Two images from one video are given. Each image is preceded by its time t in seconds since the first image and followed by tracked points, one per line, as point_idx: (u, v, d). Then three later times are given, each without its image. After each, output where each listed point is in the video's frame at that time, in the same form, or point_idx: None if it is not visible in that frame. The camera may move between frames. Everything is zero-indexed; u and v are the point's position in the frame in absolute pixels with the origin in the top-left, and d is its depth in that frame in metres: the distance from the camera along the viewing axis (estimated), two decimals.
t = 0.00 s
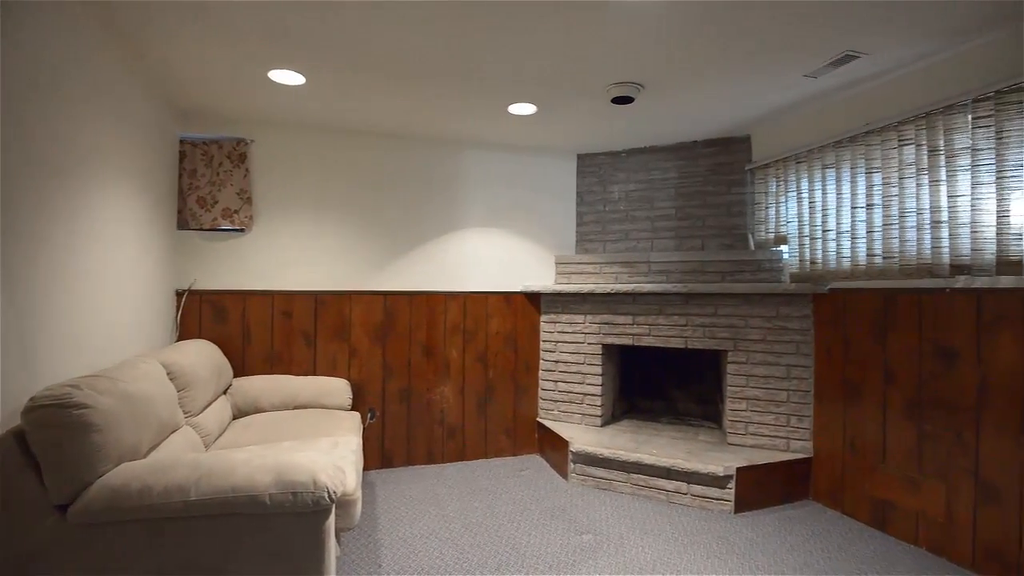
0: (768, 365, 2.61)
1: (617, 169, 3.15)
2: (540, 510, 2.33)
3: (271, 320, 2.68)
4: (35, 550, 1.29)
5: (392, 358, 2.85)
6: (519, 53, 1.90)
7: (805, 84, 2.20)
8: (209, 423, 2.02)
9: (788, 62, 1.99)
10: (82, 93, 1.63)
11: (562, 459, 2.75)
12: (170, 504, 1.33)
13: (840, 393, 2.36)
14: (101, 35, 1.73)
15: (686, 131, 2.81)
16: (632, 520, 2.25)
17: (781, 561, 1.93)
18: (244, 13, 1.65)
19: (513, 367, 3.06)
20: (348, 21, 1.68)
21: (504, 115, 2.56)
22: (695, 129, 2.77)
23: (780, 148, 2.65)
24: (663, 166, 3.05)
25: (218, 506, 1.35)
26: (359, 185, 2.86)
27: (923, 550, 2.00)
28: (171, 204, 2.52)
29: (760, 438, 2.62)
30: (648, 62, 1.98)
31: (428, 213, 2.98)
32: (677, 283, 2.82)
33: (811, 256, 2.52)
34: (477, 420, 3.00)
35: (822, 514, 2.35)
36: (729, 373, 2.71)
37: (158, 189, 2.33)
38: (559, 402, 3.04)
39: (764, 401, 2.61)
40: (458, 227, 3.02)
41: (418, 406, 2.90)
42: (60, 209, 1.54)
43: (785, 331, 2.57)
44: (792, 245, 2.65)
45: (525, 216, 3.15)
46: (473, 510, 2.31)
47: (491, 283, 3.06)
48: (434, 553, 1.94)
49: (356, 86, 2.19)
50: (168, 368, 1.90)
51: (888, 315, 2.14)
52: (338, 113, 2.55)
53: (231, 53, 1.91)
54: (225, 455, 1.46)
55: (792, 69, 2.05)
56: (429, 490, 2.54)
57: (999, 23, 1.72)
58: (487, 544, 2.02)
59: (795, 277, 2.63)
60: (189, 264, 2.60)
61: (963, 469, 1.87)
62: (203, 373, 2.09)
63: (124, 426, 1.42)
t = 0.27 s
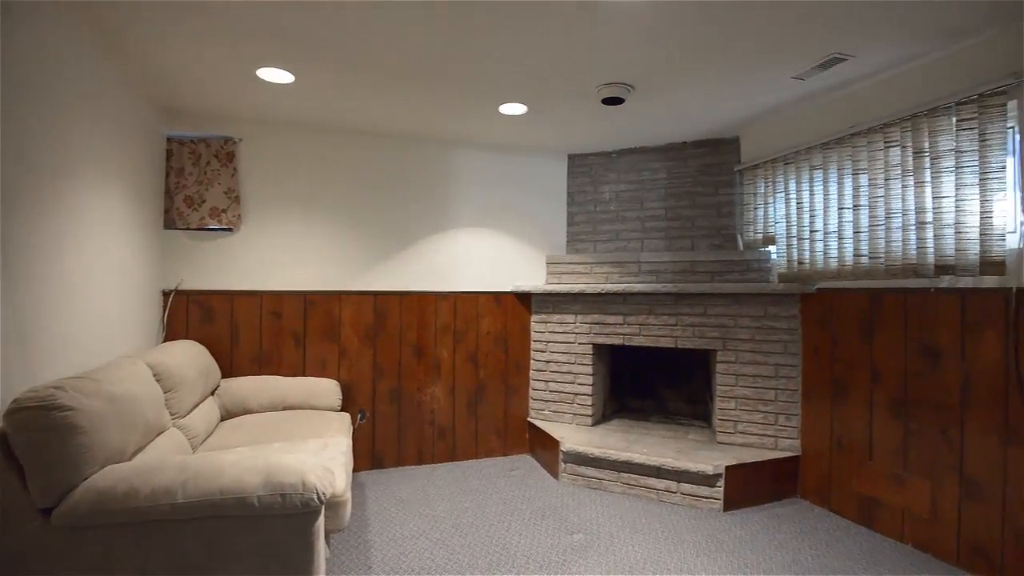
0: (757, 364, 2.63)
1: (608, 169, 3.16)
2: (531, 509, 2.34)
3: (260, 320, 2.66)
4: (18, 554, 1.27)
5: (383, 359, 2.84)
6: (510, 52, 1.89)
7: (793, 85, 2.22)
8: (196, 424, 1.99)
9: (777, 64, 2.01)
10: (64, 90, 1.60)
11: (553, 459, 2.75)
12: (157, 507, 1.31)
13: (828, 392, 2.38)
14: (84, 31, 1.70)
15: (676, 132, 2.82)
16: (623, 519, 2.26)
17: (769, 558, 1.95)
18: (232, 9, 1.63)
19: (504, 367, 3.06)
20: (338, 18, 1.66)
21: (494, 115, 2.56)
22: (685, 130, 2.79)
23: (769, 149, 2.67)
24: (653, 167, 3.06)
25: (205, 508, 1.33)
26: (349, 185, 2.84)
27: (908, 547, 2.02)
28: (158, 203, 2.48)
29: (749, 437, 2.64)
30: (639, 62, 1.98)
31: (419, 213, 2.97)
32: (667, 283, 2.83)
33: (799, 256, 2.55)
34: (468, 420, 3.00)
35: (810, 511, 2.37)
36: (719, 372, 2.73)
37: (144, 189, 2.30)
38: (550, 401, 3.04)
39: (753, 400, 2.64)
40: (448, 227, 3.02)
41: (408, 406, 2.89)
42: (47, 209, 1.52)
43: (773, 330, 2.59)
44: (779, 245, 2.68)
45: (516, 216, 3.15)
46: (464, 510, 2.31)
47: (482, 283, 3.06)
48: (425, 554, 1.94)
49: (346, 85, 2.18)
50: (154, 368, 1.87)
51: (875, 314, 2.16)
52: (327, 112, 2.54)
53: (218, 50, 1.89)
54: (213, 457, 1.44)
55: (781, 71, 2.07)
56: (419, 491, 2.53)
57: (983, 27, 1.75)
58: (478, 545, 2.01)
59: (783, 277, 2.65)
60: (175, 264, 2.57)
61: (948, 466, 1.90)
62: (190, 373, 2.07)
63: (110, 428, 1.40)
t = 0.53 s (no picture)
0: (746, 363, 2.65)
1: (599, 170, 3.17)
2: (522, 509, 2.34)
3: (249, 321, 2.64)
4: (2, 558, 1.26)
5: (374, 359, 2.83)
6: (501, 52, 1.89)
7: (781, 86, 2.24)
8: (183, 426, 1.97)
9: (766, 65, 2.03)
10: (47, 88, 1.57)
11: (544, 458, 2.76)
12: (144, 510, 1.30)
13: (815, 391, 2.41)
14: (66, 27, 1.66)
15: (666, 133, 2.84)
16: (613, 518, 2.27)
17: (757, 556, 1.96)
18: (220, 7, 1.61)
19: (495, 366, 3.06)
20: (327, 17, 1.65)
21: (485, 115, 2.56)
22: (675, 130, 2.81)
23: (758, 150, 2.70)
24: (644, 167, 3.08)
25: (193, 510, 1.32)
26: (338, 185, 2.83)
27: (895, 544, 2.05)
28: (144, 203, 2.45)
29: (738, 435, 2.66)
30: (629, 62, 1.99)
31: (410, 213, 2.96)
32: (657, 283, 2.84)
33: (787, 256, 2.57)
34: (459, 421, 2.99)
35: (798, 509, 2.40)
36: (708, 371, 2.75)
37: (130, 188, 2.27)
38: (542, 401, 3.04)
39: (742, 399, 2.66)
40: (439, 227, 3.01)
41: (399, 407, 2.88)
42: (33, 208, 1.51)
43: (762, 330, 2.62)
44: (768, 245, 2.70)
45: (507, 216, 3.15)
46: (455, 511, 2.31)
47: (473, 283, 3.06)
48: (416, 555, 1.93)
49: (336, 83, 2.16)
50: (139, 368, 1.85)
51: (861, 313, 2.19)
52: (317, 112, 2.52)
53: (205, 48, 1.87)
54: (200, 459, 1.43)
55: (770, 72, 2.09)
56: (410, 492, 2.52)
57: (966, 31, 1.78)
58: (469, 545, 2.01)
59: (772, 277, 2.67)
60: (162, 264, 2.54)
61: (933, 463, 1.93)
62: (177, 374, 2.05)
63: (94, 430, 1.39)
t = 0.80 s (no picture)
0: (736, 362, 2.67)
1: (590, 171, 3.18)
2: (513, 510, 2.34)
3: (238, 322, 2.61)
4: None
5: (364, 360, 2.82)
6: (493, 52, 1.89)
7: (771, 87, 2.26)
8: (171, 427, 1.95)
9: (756, 66, 2.04)
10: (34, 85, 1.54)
11: (536, 459, 2.76)
12: (130, 512, 1.28)
13: (804, 389, 2.43)
14: (52, 23, 1.64)
15: (657, 133, 2.86)
16: (604, 518, 2.28)
17: (747, 554, 1.98)
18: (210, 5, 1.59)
19: (486, 366, 3.06)
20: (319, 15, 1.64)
21: (476, 115, 2.56)
22: (665, 131, 2.82)
23: (747, 152, 2.72)
24: (634, 168, 3.09)
25: (181, 513, 1.31)
26: (328, 184, 2.81)
27: (882, 540, 2.08)
28: (130, 202, 2.42)
29: (728, 435, 2.68)
30: (621, 62, 2.00)
31: (401, 213, 2.96)
32: (647, 283, 2.86)
33: (776, 257, 2.59)
34: (450, 421, 2.99)
35: (787, 507, 2.42)
36: (698, 371, 2.76)
37: (117, 187, 2.24)
38: (533, 402, 3.05)
39: (731, 398, 2.68)
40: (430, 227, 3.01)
41: (389, 408, 2.87)
42: (26, 203, 1.52)
43: (751, 329, 2.64)
44: (757, 245, 2.72)
45: (498, 216, 3.16)
46: (446, 511, 2.30)
47: (464, 284, 3.06)
48: (407, 556, 1.92)
49: (327, 83, 2.15)
50: (125, 369, 1.82)
51: (849, 312, 2.22)
52: (307, 111, 2.51)
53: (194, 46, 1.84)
54: (188, 460, 1.42)
55: (760, 73, 2.11)
56: (401, 493, 2.51)
57: (951, 35, 1.81)
58: (460, 546, 2.01)
59: (761, 277, 2.70)
60: (150, 263, 2.51)
61: (918, 461, 1.95)
62: (164, 375, 2.02)
63: (81, 432, 1.37)
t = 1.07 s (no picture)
0: (726, 361, 2.69)
1: (581, 171, 3.19)
2: (504, 509, 2.34)
3: (227, 322, 2.59)
4: None
5: (355, 360, 2.80)
6: (486, 52, 1.89)
7: (761, 88, 2.28)
8: (159, 429, 1.93)
9: (747, 67, 2.06)
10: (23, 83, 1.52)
11: (528, 459, 2.76)
12: (118, 515, 1.27)
13: (793, 388, 2.45)
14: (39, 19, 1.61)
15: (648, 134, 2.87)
16: (596, 517, 2.29)
17: (736, 552, 2.00)
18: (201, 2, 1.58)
19: (477, 366, 3.06)
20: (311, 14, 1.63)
21: (468, 115, 2.56)
22: (656, 132, 2.84)
23: (738, 152, 2.74)
24: (626, 168, 3.10)
25: (170, 515, 1.29)
26: (319, 183, 2.80)
27: (870, 538, 2.10)
28: (118, 201, 2.39)
29: (718, 434, 2.70)
30: (614, 63, 2.00)
31: (392, 213, 2.95)
32: (639, 283, 2.87)
33: (765, 257, 2.62)
34: (441, 421, 2.98)
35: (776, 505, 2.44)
36: (689, 370, 2.78)
37: (104, 186, 2.22)
38: (525, 402, 3.05)
39: (721, 397, 2.70)
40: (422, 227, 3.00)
41: (381, 408, 2.86)
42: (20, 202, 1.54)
43: (741, 329, 2.66)
44: (747, 246, 2.75)
45: (490, 216, 3.15)
46: (438, 512, 2.30)
47: (455, 284, 3.05)
48: (399, 557, 1.92)
49: (318, 82, 2.14)
50: (111, 369, 1.80)
51: (837, 312, 2.24)
52: (297, 110, 2.49)
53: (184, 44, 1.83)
54: (177, 462, 1.40)
55: (751, 74, 2.12)
56: (392, 494, 2.50)
57: (937, 38, 1.84)
58: (452, 546, 2.01)
59: (750, 277, 2.72)
60: (137, 263, 2.48)
61: (906, 459, 1.98)
62: (152, 376, 2.00)
63: (67, 434, 1.35)
